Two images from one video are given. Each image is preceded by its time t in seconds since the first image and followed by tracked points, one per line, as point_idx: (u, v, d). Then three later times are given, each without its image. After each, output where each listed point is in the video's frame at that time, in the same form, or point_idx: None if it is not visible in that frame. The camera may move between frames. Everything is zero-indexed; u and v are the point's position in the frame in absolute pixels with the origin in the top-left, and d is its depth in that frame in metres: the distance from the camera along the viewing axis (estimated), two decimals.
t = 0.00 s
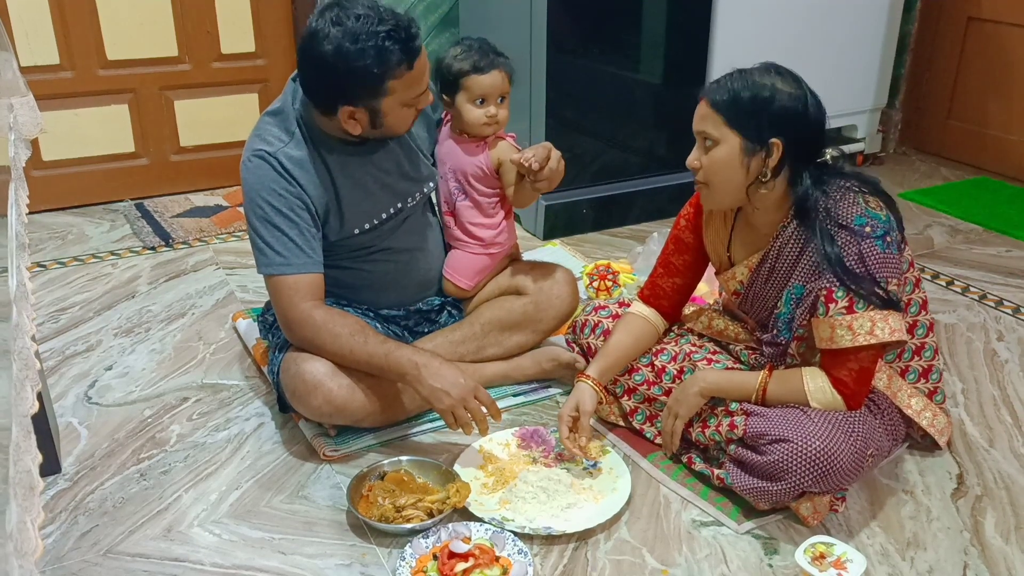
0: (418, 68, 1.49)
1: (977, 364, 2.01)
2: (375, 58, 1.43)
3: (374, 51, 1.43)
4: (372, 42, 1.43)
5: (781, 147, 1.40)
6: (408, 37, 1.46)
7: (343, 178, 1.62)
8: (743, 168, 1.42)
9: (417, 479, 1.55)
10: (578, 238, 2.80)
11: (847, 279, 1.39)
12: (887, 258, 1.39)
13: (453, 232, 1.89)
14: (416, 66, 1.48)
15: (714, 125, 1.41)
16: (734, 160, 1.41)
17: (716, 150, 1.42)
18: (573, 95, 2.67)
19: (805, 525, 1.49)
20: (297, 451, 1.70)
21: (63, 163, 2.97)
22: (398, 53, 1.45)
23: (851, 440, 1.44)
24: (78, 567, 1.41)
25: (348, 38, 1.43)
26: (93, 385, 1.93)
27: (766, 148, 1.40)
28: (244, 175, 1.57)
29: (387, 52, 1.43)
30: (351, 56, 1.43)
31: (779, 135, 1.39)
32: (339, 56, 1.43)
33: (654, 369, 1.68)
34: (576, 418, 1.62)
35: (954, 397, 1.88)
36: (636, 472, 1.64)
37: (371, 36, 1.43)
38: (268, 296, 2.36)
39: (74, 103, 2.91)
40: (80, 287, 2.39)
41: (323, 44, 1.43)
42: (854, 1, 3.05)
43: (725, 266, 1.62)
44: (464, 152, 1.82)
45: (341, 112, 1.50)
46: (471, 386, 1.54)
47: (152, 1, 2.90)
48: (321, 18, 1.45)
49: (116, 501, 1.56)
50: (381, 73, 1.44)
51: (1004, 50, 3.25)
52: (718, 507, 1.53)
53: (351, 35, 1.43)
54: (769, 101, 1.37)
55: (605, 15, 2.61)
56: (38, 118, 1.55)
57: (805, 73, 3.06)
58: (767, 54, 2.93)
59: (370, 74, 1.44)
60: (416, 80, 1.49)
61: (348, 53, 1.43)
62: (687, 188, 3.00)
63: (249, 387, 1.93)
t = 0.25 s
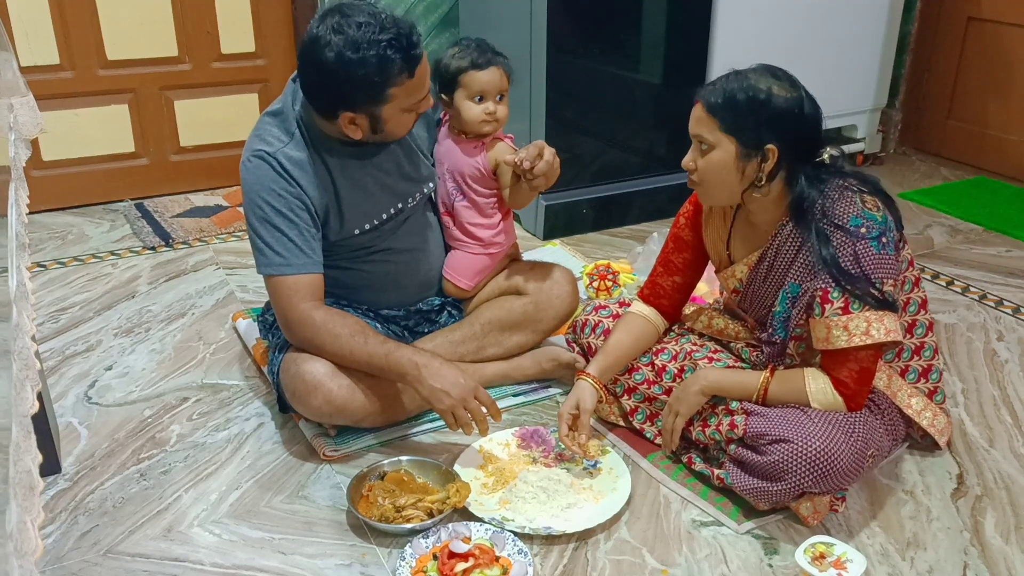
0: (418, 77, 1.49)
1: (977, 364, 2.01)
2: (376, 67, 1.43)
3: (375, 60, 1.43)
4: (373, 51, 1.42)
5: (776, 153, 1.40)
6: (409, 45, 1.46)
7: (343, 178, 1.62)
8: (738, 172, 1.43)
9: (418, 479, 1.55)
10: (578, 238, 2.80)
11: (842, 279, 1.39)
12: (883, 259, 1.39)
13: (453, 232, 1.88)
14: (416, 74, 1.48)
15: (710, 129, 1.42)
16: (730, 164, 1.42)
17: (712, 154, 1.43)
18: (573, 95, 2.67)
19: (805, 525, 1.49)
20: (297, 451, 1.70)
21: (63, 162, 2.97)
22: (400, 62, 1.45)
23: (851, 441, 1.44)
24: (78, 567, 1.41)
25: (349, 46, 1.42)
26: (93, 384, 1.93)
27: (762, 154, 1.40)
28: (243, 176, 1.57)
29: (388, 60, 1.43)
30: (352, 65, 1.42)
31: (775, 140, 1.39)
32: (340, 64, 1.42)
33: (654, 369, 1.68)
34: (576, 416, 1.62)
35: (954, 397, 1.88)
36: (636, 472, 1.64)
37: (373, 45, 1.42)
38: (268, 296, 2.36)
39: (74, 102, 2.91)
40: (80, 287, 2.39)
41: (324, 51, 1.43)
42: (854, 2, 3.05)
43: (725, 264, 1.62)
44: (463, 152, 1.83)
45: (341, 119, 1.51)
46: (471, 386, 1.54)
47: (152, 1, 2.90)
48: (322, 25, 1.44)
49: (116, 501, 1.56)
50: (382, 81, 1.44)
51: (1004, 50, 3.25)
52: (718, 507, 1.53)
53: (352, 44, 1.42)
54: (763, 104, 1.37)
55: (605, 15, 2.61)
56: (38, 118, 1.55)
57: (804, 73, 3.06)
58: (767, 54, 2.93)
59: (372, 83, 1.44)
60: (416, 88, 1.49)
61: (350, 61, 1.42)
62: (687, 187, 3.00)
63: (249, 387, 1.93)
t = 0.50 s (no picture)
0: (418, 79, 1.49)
1: (977, 364, 2.01)
2: (377, 69, 1.43)
3: (376, 62, 1.42)
4: (375, 53, 1.42)
5: (777, 152, 1.40)
6: (411, 47, 1.46)
7: (343, 178, 1.62)
8: (739, 171, 1.43)
9: (418, 479, 1.55)
10: (578, 238, 2.80)
11: (842, 279, 1.39)
12: (882, 258, 1.39)
13: (452, 232, 1.88)
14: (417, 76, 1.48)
15: (711, 126, 1.42)
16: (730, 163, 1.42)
17: (713, 151, 1.43)
18: (573, 95, 2.67)
19: (805, 525, 1.49)
20: (297, 451, 1.70)
21: (63, 163, 2.97)
22: (401, 64, 1.45)
23: (851, 441, 1.44)
24: (78, 567, 1.40)
25: (350, 49, 1.42)
26: (93, 384, 1.93)
27: (763, 153, 1.40)
28: (243, 176, 1.57)
29: (390, 62, 1.43)
30: (353, 67, 1.42)
31: (776, 139, 1.39)
32: (341, 66, 1.42)
33: (654, 369, 1.68)
34: (577, 416, 1.62)
35: (954, 397, 1.88)
36: (636, 473, 1.64)
37: (374, 47, 1.42)
38: (268, 296, 2.36)
39: (74, 102, 2.91)
40: (80, 287, 2.39)
41: (325, 53, 1.43)
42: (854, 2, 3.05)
43: (725, 263, 1.63)
44: (461, 152, 1.82)
45: (343, 119, 1.50)
46: (471, 386, 1.54)
47: (151, 1, 2.90)
48: (323, 27, 1.44)
49: (116, 501, 1.56)
50: (384, 83, 1.45)
51: (1004, 50, 3.25)
52: (718, 507, 1.53)
53: (354, 46, 1.42)
54: (763, 104, 1.37)
55: (605, 16, 2.61)
56: (38, 118, 1.55)
57: (805, 73, 3.06)
58: (767, 54, 2.93)
59: (374, 85, 1.44)
60: (416, 90, 1.50)
61: (351, 63, 1.42)
62: (687, 187, 3.00)
63: (249, 387, 1.93)
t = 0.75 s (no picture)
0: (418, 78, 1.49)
1: (977, 364, 2.01)
2: (377, 67, 1.43)
3: (376, 60, 1.43)
4: (374, 51, 1.42)
5: (781, 148, 1.40)
6: (410, 45, 1.46)
7: (344, 178, 1.62)
8: (742, 168, 1.42)
9: (418, 479, 1.55)
10: (578, 238, 2.80)
11: (843, 279, 1.39)
12: (883, 258, 1.39)
13: (452, 232, 1.88)
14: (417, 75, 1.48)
15: (716, 124, 1.41)
16: (733, 161, 1.41)
17: (716, 148, 1.42)
18: (573, 95, 2.67)
19: (805, 525, 1.49)
20: (296, 451, 1.70)
21: (63, 163, 2.97)
22: (400, 63, 1.45)
23: (853, 440, 1.44)
24: (78, 568, 1.40)
25: (349, 47, 1.42)
26: (93, 384, 1.93)
27: (766, 150, 1.40)
28: (244, 176, 1.57)
29: (389, 61, 1.43)
30: (352, 67, 1.42)
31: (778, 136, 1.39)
32: (340, 65, 1.42)
33: (654, 368, 1.68)
34: (576, 415, 1.62)
35: (954, 397, 1.88)
36: (636, 472, 1.64)
37: (373, 46, 1.42)
38: (268, 296, 2.36)
39: (75, 102, 2.91)
40: (80, 287, 2.39)
41: (324, 53, 1.43)
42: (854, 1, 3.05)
43: (726, 261, 1.62)
44: (465, 153, 1.82)
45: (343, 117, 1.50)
46: (472, 386, 1.54)
47: (151, 1, 2.89)
48: (322, 26, 1.44)
49: (116, 501, 1.56)
50: (383, 82, 1.45)
51: (1003, 50, 3.25)
52: (718, 507, 1.53)
53: (353, 45, 1.42)
54: (766, 104, 1.37)
55: (604, 16, 2.61)
56: (38, 118, 1.54)
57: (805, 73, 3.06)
58: (767, 54, 2.93)
59: (374, 84, 1.44)
60: (415, 91, 1.49)
61: (351, 62, 1.42)
62: (687, 188, 3.00)
63: (249, 387, 1.93)
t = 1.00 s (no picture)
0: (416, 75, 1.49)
1: (977, 364, 2.01)
2: (373, 65, 1.43)
3: (371, 58, 1.42)
4: (369, 49, 1.42)
5: (799, 140, 1.39)
6: (406, 42, 1.46)
7: (344, 178, 1.62)
8: (765, 163, 1.40)
9: (418, 479, 1.55)
10: (578, 238, 2.80)
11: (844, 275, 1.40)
12: (885, 256, 1.40)
13: (455, 231, 1.89)
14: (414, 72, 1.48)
15: (733, 126, 1.38)
16: (755, 159, 1.39)
17: (734, 151, 1.39)
18: (573, 95, 2.67)
19: (805, 525, 1.49)
20: (296, 451, 1.70)
21: (63, 163, 2.97)
22: (396, 60, 1.44)
23: (853, 439, 1.44)
24: (78, 568, 1.40)
25: (344, 45, 1.42)
26: (93, 385, 1.93)
27: (786, 143, 1.38)
28: (244, 176, 1.56)
29: (384, 58, 1.43)
30: (349, 65, 1.42)
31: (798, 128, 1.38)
32: (336, 63, 1.43)
33: (654, 367, 1.68)
34: (576, 415, 1.62)
35: (954, 397, 1.88)
36: (635, 472, 1.64)
37: (368, 43, 1.42)
38: (268, 296, 2.36)
39: (75, 102, 2.91)
40: (80, 288, 2.39)
41: (320, 51, 1.43)
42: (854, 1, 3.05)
43: (726, 258, 1.62)
44: (472, 154, 1.82)
45: (341, 117, 1.50)
46: (472, 387, 1.54)
47: (151, 1, 2.89)
48: (319, 25, 1.44)
49: (116, 501, 1.56)
50: (380, 80, 1.44)
51: (1003, 50, 3.25)
52: (718, 507, 1.53)
53: (348, 44, 1.42)
54: (784, 100, 1.36)
55: (604, 16, 2.61)
56: (38, 118, 1.54)
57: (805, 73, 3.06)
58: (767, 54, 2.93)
59: (369, 82, 1.44)
60: (412, 89, 1.49)
61: (346, 60, 1.42)
62: (687, 188, 3.00)
63: (249, 387, 1.93)
